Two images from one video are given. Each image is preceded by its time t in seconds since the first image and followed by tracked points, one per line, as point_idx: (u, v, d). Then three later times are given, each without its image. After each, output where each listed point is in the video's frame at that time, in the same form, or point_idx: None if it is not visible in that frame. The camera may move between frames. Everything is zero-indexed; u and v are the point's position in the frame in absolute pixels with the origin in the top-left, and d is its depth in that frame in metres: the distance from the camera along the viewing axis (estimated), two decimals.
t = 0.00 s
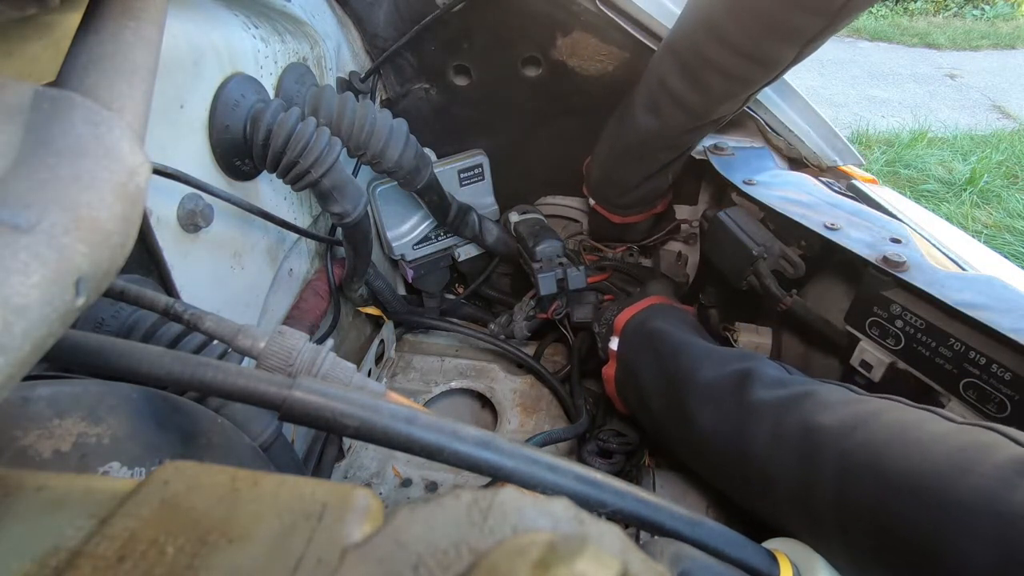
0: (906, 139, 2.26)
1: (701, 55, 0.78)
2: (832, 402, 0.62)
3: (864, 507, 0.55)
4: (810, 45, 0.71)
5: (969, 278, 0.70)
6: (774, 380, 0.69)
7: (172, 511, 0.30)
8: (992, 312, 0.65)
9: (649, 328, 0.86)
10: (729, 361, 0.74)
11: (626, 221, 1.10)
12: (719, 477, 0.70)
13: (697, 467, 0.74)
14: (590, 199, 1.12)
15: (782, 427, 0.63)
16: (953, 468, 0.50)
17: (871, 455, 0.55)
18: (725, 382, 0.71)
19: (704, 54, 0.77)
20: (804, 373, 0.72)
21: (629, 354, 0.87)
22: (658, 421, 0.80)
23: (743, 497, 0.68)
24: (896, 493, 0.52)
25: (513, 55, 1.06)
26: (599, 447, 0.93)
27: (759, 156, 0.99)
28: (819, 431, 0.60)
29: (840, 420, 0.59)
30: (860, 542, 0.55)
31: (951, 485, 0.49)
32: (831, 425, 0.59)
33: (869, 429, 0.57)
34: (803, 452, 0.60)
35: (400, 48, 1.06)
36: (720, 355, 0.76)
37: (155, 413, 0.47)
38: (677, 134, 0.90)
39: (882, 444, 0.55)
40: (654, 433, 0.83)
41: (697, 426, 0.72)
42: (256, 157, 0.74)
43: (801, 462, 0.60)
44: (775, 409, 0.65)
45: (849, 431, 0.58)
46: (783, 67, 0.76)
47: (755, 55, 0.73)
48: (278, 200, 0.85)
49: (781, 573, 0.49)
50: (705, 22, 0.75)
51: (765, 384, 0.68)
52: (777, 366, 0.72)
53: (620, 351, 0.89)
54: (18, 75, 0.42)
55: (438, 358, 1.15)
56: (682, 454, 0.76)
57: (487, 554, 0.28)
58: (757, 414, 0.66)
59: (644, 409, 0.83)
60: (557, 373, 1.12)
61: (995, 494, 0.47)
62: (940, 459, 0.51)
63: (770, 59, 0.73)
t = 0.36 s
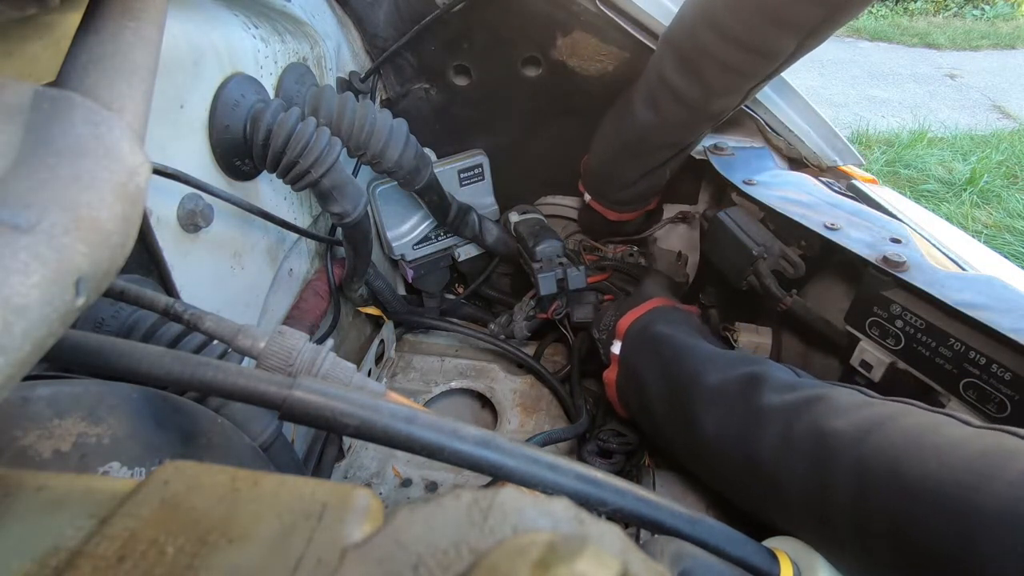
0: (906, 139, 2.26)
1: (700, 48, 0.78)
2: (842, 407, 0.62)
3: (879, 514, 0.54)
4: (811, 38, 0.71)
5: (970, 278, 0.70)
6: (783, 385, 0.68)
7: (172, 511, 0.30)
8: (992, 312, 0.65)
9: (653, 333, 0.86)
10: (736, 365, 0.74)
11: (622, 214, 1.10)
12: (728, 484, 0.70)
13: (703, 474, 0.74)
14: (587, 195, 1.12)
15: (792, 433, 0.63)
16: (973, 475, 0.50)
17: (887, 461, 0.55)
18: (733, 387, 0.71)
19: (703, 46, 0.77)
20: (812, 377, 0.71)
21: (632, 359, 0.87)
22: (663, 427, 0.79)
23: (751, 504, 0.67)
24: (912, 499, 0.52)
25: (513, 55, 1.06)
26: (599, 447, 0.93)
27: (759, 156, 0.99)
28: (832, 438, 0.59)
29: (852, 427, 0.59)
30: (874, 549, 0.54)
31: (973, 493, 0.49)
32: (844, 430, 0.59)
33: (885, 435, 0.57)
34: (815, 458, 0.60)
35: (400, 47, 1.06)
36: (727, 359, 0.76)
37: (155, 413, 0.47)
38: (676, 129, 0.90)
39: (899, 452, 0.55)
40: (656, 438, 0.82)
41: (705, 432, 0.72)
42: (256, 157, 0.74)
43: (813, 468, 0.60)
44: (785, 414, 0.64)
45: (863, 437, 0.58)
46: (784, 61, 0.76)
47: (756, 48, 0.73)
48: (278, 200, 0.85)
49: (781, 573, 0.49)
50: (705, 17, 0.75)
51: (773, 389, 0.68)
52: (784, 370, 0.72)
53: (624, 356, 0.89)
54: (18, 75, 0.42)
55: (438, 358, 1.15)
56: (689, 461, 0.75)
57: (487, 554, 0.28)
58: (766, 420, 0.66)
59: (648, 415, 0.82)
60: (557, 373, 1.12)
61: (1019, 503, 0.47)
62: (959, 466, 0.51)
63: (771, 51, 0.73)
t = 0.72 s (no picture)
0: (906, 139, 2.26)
1: (697, 41, 0.78)
2: (845, 411, 0.62)
3: (883, 518, 0.54)
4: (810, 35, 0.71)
5: (970, 279, 0.70)
6: (784, 389, 0.68)
7: (172, 511, 0.30)
8: (993, 313, 0.65)
9: (655, 340, 0.86)
10: (737, 370, 0.74)
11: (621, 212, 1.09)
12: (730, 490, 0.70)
13: (706, 480, 0.73)
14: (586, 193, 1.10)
15: (794, 437, 0.62)
16: (976, 478, 0.50)
17: (889, 468, 0.55)
18: (734, 392, 0.71)
19: (700, 40, 0.77)
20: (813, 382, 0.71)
21: (634, 365, 0.87)
22: (664, 432, 0.79)
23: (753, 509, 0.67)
24: (915, 503, 0.52)
25: (513, 55, 1.06)
26: (599, 447, 0.92)
27: (759, 156, 0.99)
28: (834, 442, 0.59)
29: (855, 431, 0.59)
30: (877, 553, 0.54)
31: (977, 497, 0.49)
32: (846, 434, 0.59)
33: (888, 439, 0.57)
34: (817, 462, 0.60)
35: (400, 47, 1.06)
36: (727, 365, 0.76)
37: (155, 413, 0.47)
38: (673, 124, 0.90)
39: (902, 456, 0.55)
40: (658, 442, 0.82)
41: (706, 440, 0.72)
42: (256, 157, 0.74)
43: (815, 472, 0.60)
44: (787, 418, 0.64)
45: (866, 442, 0.57)
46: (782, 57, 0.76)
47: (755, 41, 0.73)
48: (278, 200, 0.85)
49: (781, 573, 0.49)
50: (704, 10, 0.75)
51: (774, 393, 0.68)
52: (786, 375, 0.72)
53: (625, 362, 0.89)
54: (18, 75, 0.42)
55: (438, 358, 1.15)
56: (690, 467, 0.75)
57: (487, 554, 0.28)
58: (768, 424, 0.65)
59: (650, 422, 0.82)
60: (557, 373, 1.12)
61: None
62: (962, 470, 0.51)
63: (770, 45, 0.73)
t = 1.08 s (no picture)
0: (906, 139, 2.27)
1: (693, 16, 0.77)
2: (877, 430, 0.58)
3: (933, 546, 0.50)
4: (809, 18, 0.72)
5: (970, 279, 0.70)
6: (808, 410, 0.64)
7: (172, 511, 0.30)
8: (993, 313, 0.65)
9: (669, 364, 0.82)
10: (757, 392, 0.70)
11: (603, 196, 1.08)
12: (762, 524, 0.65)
13: (731, 509, 0.69)
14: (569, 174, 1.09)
15: (824, 462, 0.59)
16: None
17: (932, 490, 0.51)
18: (756, 414, 0.67)
19: (696, 15, 0.76)
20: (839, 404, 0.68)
21: (647, 392, 0.83)
22: (684, 459, 0.75)
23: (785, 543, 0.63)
24: (965, 528, 0.48)
25: (513, 55, 1.06)
26: (599, 447, 0.93)
27: (759, 156, 0.99)
28: (869, 465, 0.55)
29: (891, 452, 0.55)
30: None
31: None
32: (881, 456, 0.55)
33: (929, 458, 0.53)
34: (852, 488, 0.56)
35: (400, 48, 1.06)
36: (746, 386, 0.72)
37: (155, 414, 0.47)
38: (663, 104, 0.90)
39: (947, 477, 0.51)
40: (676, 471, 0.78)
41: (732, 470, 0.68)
42: (256, 157, 0.74)
43: (851, 500, 0.56)
44: (814, 443, 0.60)
45: (905, 464, 0.54)
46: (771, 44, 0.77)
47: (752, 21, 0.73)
48: (278, 201, 0.85)
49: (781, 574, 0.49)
50: None
51: (799, 415, 0.64)
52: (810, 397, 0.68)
53: (639, 388, 0.85)
54: (19, 75, 0.42)
55: (438, 358, 1.15)
56: (715, 496, 0.71)
57: (487, 554, 0.28)
58: (796, 451, 0.61)
59: (668, 449, 0.78)
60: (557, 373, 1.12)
61: None
62: (1013, 489, 0.47)
63: (766, 24, 0.73)
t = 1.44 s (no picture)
0: (906, 139, 2.27)
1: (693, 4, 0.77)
2: (919, 425, 0.56)
3: (984, 551, 0.48)
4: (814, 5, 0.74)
5: (970, 278, 0.70)
6: (842, 401, 0.62)
7: (171, 511, 0.30)
8: (993, 313, 0.65)
9: (690, 352, 0.79)
10: (785, 381, 0.68)
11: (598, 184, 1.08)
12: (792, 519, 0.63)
13: (754, 502, 0.67)
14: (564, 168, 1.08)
15: (864, 456, 0.57)
16: None
17: (985, 490, 0.49)
18: (786, 404, 0.65)
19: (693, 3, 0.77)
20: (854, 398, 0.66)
21: (664, 379, 0.80)
22: (707, 452, 0.72)
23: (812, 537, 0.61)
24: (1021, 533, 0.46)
25: (513, 55, 1.06)
26: (599, 447, 0.92)
27: (759, 156, 0.98)
28: (914, 461, 0.54)
29: (937, 448, 0.53)
30: None
31: None
32: (929, 451, 0.53)
33: (980, 457, 0.51)
34: (895, 485, 0.54)
35: (400, 48, 1.06)
36: (771, 376, 0.70)
37: (156, 413, 0.47)
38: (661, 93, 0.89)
39: (1001, 477, 0.49)
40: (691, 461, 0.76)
41: (761, 462, 0.65)
42: (256, 156, 0.74)
43: (894, 497, 0.54)
44: (852, 436, 0.58)
45: (954, 462, 0.52)
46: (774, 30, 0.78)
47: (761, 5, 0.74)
48: (279, 200, 0.85)
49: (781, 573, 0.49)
50: None
51: (832, 405, 0.62)
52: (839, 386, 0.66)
53: (659, 376, 0.82)
54: (18, 75, 0.42)
55: (437, 358, 1.15)
56: (741, 489, 0.69)
57: (487, 554, 0.28)
58: (834, 444, 0.59)
59: (690, 441, 0.75)
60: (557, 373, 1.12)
61: None
62: None
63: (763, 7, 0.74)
